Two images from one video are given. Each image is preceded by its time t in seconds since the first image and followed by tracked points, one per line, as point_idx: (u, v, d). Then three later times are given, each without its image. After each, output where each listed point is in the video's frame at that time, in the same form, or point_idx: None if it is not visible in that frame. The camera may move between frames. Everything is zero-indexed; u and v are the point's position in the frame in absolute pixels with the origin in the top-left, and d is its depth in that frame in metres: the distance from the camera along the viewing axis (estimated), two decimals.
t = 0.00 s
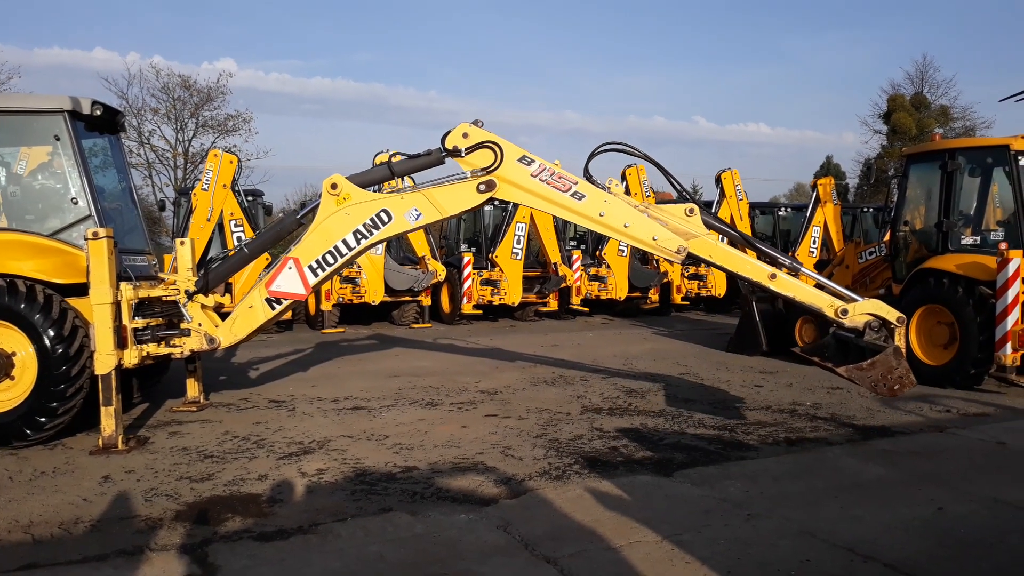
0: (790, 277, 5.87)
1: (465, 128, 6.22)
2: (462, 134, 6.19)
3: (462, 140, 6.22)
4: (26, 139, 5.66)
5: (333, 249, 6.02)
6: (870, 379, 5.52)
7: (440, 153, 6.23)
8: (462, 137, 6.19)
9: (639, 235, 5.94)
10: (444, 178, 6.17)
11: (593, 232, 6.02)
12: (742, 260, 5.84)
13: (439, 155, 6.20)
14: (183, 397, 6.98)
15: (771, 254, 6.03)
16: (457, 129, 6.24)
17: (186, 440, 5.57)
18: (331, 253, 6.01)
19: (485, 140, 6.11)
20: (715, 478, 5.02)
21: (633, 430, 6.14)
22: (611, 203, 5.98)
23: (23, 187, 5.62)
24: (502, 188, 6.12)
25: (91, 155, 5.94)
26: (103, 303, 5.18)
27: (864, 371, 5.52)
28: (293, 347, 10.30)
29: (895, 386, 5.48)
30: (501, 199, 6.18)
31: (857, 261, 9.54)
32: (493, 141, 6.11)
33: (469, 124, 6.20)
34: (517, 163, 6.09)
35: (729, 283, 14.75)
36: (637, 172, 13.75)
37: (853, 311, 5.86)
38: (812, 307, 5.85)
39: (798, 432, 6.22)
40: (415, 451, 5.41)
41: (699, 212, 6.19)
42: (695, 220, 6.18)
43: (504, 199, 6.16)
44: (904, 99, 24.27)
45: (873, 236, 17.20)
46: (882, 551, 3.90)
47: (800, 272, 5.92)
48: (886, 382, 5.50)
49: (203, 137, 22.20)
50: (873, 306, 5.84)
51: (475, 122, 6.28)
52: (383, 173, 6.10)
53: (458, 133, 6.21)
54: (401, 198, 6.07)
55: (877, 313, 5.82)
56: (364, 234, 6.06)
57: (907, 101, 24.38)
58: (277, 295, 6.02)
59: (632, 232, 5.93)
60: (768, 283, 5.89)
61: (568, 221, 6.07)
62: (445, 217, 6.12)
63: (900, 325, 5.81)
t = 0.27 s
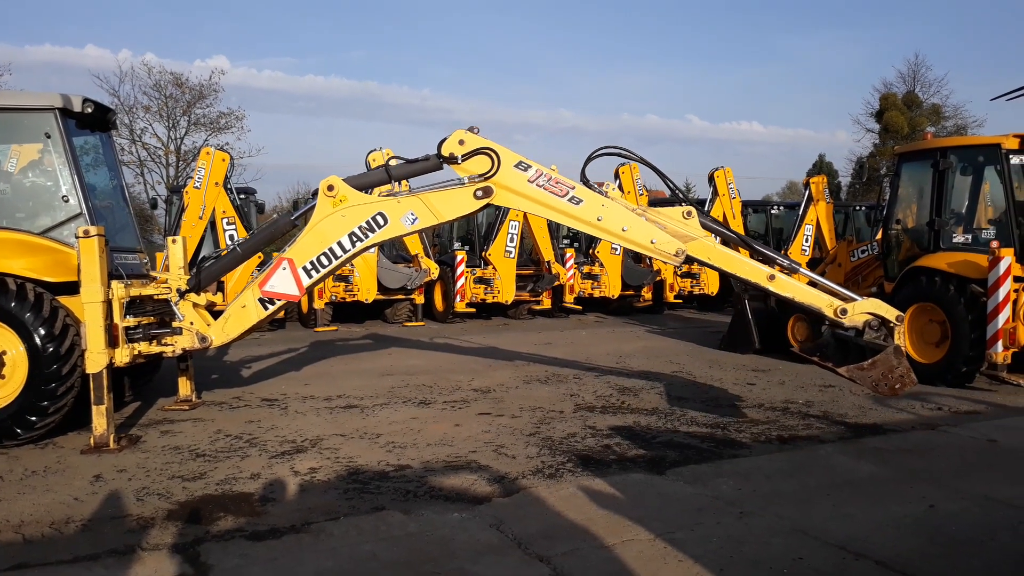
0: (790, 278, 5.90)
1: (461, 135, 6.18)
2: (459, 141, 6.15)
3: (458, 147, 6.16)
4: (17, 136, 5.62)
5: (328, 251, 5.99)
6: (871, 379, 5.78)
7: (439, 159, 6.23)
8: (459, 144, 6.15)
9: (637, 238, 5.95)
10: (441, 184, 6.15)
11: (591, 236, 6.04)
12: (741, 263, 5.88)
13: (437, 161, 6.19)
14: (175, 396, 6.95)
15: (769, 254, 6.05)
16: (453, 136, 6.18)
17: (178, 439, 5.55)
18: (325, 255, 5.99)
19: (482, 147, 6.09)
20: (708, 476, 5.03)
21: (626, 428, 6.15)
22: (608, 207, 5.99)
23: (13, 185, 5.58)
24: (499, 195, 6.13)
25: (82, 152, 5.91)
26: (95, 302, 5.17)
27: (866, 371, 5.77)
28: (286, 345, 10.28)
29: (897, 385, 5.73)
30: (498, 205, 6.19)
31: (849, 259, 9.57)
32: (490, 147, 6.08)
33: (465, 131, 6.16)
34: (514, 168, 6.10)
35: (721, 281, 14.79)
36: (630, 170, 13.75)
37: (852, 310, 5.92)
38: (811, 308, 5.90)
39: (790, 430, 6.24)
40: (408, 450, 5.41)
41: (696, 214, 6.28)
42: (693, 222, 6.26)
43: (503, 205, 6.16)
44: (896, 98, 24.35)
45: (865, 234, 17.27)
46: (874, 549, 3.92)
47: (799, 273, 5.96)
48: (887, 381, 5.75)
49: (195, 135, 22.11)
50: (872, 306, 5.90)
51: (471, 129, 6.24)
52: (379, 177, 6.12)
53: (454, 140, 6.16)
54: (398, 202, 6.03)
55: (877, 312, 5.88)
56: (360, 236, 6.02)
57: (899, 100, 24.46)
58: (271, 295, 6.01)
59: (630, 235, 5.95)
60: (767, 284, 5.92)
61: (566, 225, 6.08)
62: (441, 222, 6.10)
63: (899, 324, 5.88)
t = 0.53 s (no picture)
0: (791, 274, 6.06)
1: (456, 142, 6.14)
2: (454, 149, 6.11)
3: (453, 155, 6.13)
4: (6, 134, 5.58)
5: (323, 253, 5.98)
6: (875, 371, 6.43)
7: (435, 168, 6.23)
8: (454, 152, 6.10)
9: (636, 240, 5.98)
10: (438, 190, 6.13)
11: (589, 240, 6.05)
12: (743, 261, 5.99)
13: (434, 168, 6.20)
14: (166, 395, 6.93)
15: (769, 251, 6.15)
16: (448, 144, 6.14)
17: (169, 438, 5.53)
18: (319, 258, 5.98)
19: (478, 154, 6.07)
20: (700, 474, 5.05)
21: (618, 426, 6.16)
22: (607, 210, 6.00)
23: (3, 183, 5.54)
24: (496, 203, 6.11)
25: (73, 150, 5.88)
26: (85, 301, 5.14)
27: (868, 363, 6.44)
28: (278, 344, 10.25)
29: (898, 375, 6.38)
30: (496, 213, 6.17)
31: (841, 257, 9.61)
32: (486, 155, 6.07)
33: (460, 138, 6.12)
34: (510, 174, 6.08)
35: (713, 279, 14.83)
36: (623, 168, 13.77)
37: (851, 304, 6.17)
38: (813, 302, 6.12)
39: (782, 428, 6.26)
40: (401, 448, 5.40)
41: (694, 215, 6.21)
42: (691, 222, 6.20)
43: (500, 212, 6.15)
44: (887, 96, 24.45)
45: (857, 232, 17.33)
46: (866, 547, 3.94)
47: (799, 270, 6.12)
48: (889, 372, 6.41)
49: (186, 133, 22.02)
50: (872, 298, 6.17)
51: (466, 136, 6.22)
52: (377, 181, 6.12)
53: (449, 148, 6.12)
54: (394, 206, 6.02)
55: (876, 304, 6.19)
56: (355, 240, 6.00)
57: (890, 98, 24.55)
58: (264, 296, 5.98)
59: (629, 237, 5.97)
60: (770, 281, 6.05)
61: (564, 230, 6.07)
62: (438, 228, 6.10)
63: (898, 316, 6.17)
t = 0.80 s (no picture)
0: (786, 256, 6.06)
1: (447, 148, 6.10)
2: (445, 154, 6.07)
3: (444, 160, 6.08)
4: None
5: (314, 253, 5.96)
6: (883, 345, 6.48)
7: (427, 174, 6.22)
8: (445, 158, 6.06)
9: (632, 234, 5.97)
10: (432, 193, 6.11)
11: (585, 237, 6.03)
12: (738, 244, 5.98)
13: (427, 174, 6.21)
14: (155, 394, 6.90)
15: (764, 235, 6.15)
16: (438, 150, 6.10)
17: (159, 438, 5.51)
18: (310, 258, 5.96)
19: (471, 158, 6.04)
20: (690, 473, 5.07)
21: (609, 425, 6.17)
22: (601, 206, 6.00)
23: None
24: (489, 206, 6.10)
25: (61, 149, 5.84)
26: (73, 300, 5.11)
27: (875, 338, 6.50)
28: (267, 343, 10.22)
29: (907, 348, 6.42)
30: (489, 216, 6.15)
31: (830, 255, 9.65)
32: (478, 158, 6.04)
33: (451, 144, 6.08)
34: (502, 177, 6.05)
35: (703, 277, 14.87)
36: (613, 168, 13.81)
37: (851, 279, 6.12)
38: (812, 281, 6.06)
39: (771, 426, 6.29)
40: (391, 448, 5.39)
41: (687, 204, 6.41)
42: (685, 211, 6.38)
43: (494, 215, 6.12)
44: (876, 95, 24.57)
45: (846, 231, 17.42)
46: (855, 545, 3.97)
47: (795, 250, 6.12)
48: (898, 344, 6.44)
49: (175, 131, 21.90)
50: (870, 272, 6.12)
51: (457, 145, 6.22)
52: (372, 183, 6.04)
53: (440, 154, 6.08)
54: (386, 208, 6.02)
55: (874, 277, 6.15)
56: (347, 241, 5.99)
57: (879, 97, 24.67)
58: (255, 295, 5.97)
59: (624, 231, 5.97)
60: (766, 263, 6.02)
61: (558, 230, 6.05)
62: (431, 230, 6.09)
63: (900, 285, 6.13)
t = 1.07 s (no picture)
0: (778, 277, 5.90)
1: (441, 156, 6.15)
2: (439, 161, 6.13)
3: (438, 168, 6.15)
4: None
5: (305, 257, 5.95)
6: (864, 372, 5.96)
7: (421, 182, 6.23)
8: (439, 165, 6.13)
9: (623, 247, 5.92)
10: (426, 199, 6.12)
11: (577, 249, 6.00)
12: (727, 264, 5.87)
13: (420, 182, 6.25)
14: (144, 394, 6.87)
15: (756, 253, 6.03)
16: (432, 157, 6.16)
17: (148, 438, 5.49)
18: (302, 261, 5.95)
19: (464, 166, 6.06)
20: (681, 472, 5.09)
21: (600, 424, 6.19)
22: (593, 218, 5.95)
23: None
24: (483, 214, 6.09)
25: (48, 148, 5.81)
26: (61, 300, 5.08)
27: (857, 364, 5.96)
28: (257, 343, 10.18)
29: (890, 377, 5.86)
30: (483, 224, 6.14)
31: (819, 255, 9.70)
32: (470, 167, 6.06)
33: (445, 151, 6.13)
34: (496, 186, 6.05)
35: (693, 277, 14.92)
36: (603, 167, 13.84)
37: (841, 304, 5.93)
38: (801, 305, 5.91)
39: (761, 425, 6.32)
40: (382, 448, 5.39)
41: (680, 220, 6.14)
42: (677, 228, 6.14)
43: (487, 223, 6.11)
44: (865, 95, 24.70)
45: (835, 231, 17.51)
46: (844, 543, 3.99)
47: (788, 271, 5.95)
48: (879, 372, 5.91)
49: (165, 130, 21.79)
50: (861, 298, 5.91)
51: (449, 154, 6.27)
52: (366, 188, 6.04)
53: (434, 161, 6.14)
54: (380, 214, 6.00)
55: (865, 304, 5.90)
56: (339, 246, 5.97)
57: (868, 97, 24.81)
58: (244, 297, 5.94)
59: (616, 244, 5.92)
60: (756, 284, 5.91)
61: (551, 239, 6.04)
62: (423, 237, 6.10)
63: (888, 314, 5.91)
